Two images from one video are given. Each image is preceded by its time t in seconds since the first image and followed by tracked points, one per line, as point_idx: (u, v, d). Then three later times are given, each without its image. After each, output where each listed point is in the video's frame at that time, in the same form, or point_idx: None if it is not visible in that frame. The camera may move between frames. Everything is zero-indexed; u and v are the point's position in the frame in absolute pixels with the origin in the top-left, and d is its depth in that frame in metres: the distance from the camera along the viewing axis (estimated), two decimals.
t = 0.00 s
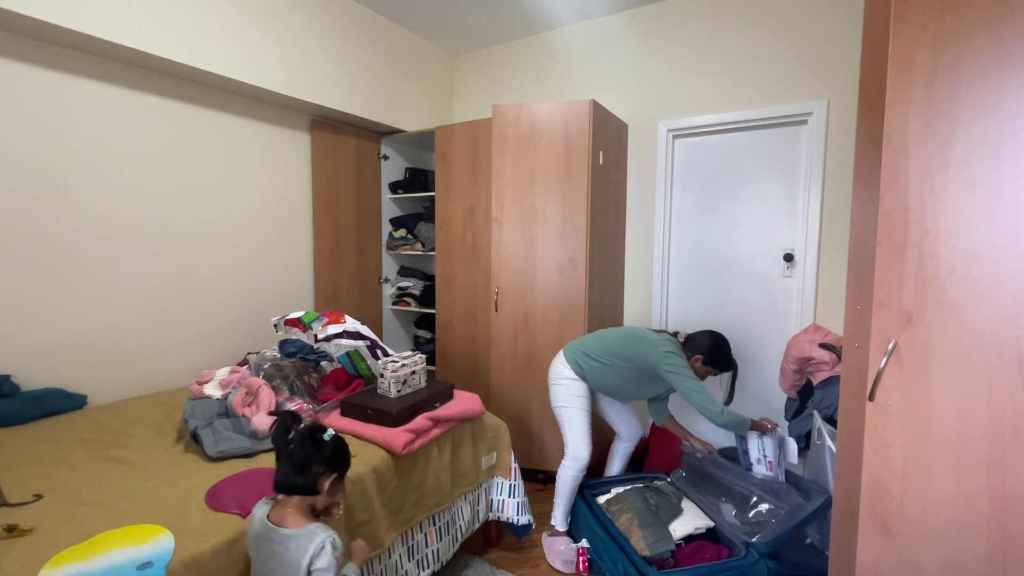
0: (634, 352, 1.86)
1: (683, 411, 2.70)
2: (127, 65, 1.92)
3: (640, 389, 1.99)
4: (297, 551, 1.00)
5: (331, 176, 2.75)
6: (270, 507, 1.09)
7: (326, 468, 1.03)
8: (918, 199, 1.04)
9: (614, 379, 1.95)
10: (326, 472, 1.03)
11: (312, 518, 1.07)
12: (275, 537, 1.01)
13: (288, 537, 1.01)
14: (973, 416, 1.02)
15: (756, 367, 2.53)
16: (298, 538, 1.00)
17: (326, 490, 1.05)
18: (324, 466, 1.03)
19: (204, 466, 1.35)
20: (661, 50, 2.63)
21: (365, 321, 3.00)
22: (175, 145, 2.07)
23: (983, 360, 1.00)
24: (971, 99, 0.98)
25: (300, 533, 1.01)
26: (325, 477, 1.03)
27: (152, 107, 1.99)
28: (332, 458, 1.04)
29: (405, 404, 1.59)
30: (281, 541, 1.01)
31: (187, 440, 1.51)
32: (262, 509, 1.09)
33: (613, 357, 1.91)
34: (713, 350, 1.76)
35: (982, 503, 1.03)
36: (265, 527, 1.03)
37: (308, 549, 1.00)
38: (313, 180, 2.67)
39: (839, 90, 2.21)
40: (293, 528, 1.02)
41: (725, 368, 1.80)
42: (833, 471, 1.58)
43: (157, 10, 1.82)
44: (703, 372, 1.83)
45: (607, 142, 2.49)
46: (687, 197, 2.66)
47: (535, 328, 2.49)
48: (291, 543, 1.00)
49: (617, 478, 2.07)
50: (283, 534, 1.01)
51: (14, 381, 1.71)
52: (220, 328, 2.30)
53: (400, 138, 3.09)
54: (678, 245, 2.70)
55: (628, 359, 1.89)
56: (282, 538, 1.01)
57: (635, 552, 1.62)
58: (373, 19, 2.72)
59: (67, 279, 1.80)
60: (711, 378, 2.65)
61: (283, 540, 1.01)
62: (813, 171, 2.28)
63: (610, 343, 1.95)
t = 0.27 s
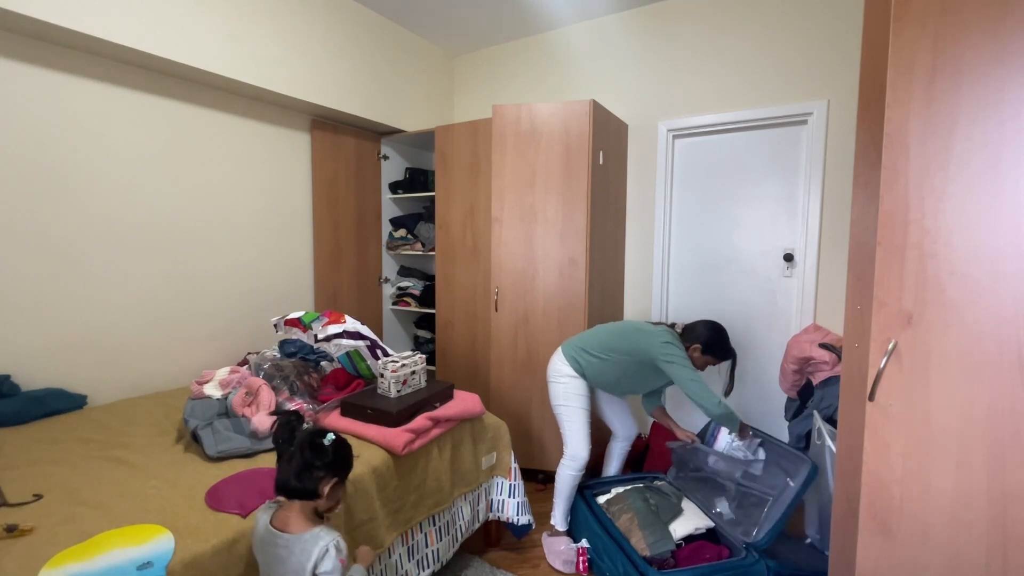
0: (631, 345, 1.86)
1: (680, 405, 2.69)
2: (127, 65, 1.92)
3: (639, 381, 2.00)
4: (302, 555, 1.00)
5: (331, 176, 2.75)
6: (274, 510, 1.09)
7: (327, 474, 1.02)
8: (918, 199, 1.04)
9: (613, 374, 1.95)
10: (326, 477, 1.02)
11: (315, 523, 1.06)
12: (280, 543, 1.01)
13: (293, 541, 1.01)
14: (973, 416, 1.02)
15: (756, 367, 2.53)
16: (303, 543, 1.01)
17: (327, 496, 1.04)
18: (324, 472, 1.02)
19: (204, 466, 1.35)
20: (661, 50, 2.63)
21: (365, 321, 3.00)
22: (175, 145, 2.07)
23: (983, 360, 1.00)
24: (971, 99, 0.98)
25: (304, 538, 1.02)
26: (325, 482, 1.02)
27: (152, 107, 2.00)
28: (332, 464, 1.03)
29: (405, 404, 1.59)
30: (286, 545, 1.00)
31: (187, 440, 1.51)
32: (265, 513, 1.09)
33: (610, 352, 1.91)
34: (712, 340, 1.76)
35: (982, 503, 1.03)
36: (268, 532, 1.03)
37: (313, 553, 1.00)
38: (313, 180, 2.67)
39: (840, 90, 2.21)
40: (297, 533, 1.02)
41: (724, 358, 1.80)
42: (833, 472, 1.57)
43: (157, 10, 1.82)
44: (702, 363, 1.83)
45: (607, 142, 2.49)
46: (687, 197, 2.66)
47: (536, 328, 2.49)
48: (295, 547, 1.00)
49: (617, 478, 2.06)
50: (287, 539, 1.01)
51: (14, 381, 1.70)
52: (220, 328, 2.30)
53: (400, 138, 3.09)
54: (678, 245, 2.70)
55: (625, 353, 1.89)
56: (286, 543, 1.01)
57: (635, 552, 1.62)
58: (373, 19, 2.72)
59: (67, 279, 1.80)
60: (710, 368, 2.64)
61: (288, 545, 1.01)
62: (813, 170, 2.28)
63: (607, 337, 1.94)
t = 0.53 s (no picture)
0: (627, 342, 1.86)
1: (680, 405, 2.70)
2: (127, 65, 1.92)
3: (636, 378, 1.99)
4: (300, 560, 1.00)
5: (331, 177, 2.75)
6: (270, 517, 1.09)
7: (322, 478, 1.02)
8: (918, 199, 1.04)
9: (609, 371, 1.95)
10: (320, 482, 1.02)
11: (313, 527, 1.07)
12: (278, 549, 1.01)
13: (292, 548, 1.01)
14: (973, 416, 1.02)
15: (757, 367, 2.53)
16: (301, 547, 1.01)
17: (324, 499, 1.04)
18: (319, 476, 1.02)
19: (204, 466, 1.35)
20: (661, 50, 2.63)
21: (365, 321, 3.00)
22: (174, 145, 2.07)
23: (984, 361, 1.00)
24: (972, 99, 0.98)
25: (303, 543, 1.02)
26: (320, 486, 1.02)
27: (152, 107, 2.00)
28: (327, 468, 1.03)
29: (405, 404, 1.59)
30: (284, 551, 1.00)
31: (187, 440, 1.51)
32: (262, 520, 1.09)
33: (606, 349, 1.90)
34: (709, 335, 1.75)
35: (982, 503, 1.03)
36: (265, 539, 1.03)
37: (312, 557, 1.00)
38: (313, 180, 2.67)
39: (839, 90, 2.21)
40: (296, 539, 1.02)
41: (722, 354, 1.80)
42: (833, 473, 1.55)
43: (157, 10, 1.82)
44: (700, 358, 1.82)
45: (607, 142, 2.49)
46: (687, 197, 2.66)
47: (536, 328, 2.49)
48: (293, 553, 1.00)
49: (617, 478, 2.06)
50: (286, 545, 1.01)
51: (14, 381, 1.71)
52: (220, 328, 2.30)
53: (400, 138, 3.09)
54: (678, 245, 2.70)
55: (621, 350, 1.89)
56: (283, 549, 1.01)
57: (635, 552, 1.62)
58: (373, 19, 2.72)
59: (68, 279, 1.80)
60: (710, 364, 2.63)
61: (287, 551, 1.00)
62: (814, 170, 2.27)
63: (602, 334, 1.94)
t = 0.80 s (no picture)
0: (624, 340, 1.86)
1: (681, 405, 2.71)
2: (127, 65, 1.92)
3: (632, 379, 1.98)
4: (297, 560, 0.99)
5: (331, 177, 2.75)
6: (269, 516, 1.09)
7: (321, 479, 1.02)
8: (918, 199, 1.04)
9: (605, 370, 1.94)
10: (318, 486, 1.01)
11: (312, 526, 1.07)
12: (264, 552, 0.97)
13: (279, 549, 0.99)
14: (973, 416, 1.02)
15: (757, 366, 2.53)
16: (299, 546, 1.00)
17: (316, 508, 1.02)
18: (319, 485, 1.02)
19: (204, 466, 1.35)
20: (661, 50, 2.63)
21: (365, 321, 3.00)
22: (174, 145, 2.07)
23: (984, 361, 1.00)
24: (972, 99, 0.98)
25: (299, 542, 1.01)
26: (320, 486, 1.03)
27: (152, 107, 2.00)
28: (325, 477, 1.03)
29: (405, 404, 1.59)
30: (282, 550, 1.00)
31: (187, 440, 1.51)
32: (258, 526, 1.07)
33: (601, 349, 1.90)
34: (707, 333, 1.75)
35: (982, 503, 1.03)
36: (263, 538, 1.03)
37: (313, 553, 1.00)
38: (313, 180, 2.67)
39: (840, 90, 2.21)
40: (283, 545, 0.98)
41: (720, 351, 1.79)
42: (832, 473, 1.55)
43: (157, 10, 1.82)
44: (696, 356, 1.83)
45: (607, 142, 2.49)
46: (687, 197, 2.66)
47: (536, 328, 2.49)
48: (290, 553, 1.00)
49: (617, 478, 2.06)
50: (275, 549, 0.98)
51: (14, 381, 1.71)
52: (220, 328, 2.30)
53: (400, 138, 3.09)
54: (678, 245, 2.70)
55: (617, 349, 1.89)
56: (281, 548, 1.00)
57: (635, 552, 1.62)
58: (373, 19, 2.72)
59: (68, 279, 1.80)
60: (710, 365, 2.64)
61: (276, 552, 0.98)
62: (814, 170, 2.27)
63: (599, 334, 1.94)
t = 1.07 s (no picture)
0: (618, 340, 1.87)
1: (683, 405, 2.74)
2: (127, 65, 1.92)
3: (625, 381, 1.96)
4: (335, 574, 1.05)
5: (331, 177, 2.75)
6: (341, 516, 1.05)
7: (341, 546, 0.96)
8: (918, 199, 1.04)
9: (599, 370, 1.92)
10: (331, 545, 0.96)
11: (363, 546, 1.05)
12: None
13: None
14: (973, 415, 1.02)
15: (757, 366, 2.53)
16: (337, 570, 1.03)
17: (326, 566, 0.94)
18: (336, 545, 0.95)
19: (203, 466, 1.35)
20: (660, 50, 2.63)
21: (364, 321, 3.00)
22: (174, 144, 2.07)
23: (983, 361, 1.00)
24: (972, 99, 0.98)
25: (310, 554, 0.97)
26: None
27: (152, 107, 1.99)
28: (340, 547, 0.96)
29: (405, 404, 1.59)
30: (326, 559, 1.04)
31: (187, 440, 1.50)
32: (243, 568, 0.91)
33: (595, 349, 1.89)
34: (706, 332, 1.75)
35: (982, 502, 1.03)
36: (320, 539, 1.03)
37: None
38: (313, 180, 2.67)
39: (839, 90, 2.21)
40: None
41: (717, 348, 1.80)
42: (833, 472, 1.58)
43: (157, 10, 1.82)
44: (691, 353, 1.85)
45: (607, 142, 2.49)
46: (687, 197, 2.66)
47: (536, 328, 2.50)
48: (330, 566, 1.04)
49: (617, 479, 2.06)
50: None
51: (14, 380, 1.70)
52: (220, 329, 2.30)
53: (400, 138, 3.09)
54: (678, 245, 2.70)
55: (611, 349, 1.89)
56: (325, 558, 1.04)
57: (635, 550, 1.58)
58: (374, 19, 2.72)
59: (68, 279, 1.80)
60: (711, 365, 2.65)
61: None
62: (814, 170, 2.27)
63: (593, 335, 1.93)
